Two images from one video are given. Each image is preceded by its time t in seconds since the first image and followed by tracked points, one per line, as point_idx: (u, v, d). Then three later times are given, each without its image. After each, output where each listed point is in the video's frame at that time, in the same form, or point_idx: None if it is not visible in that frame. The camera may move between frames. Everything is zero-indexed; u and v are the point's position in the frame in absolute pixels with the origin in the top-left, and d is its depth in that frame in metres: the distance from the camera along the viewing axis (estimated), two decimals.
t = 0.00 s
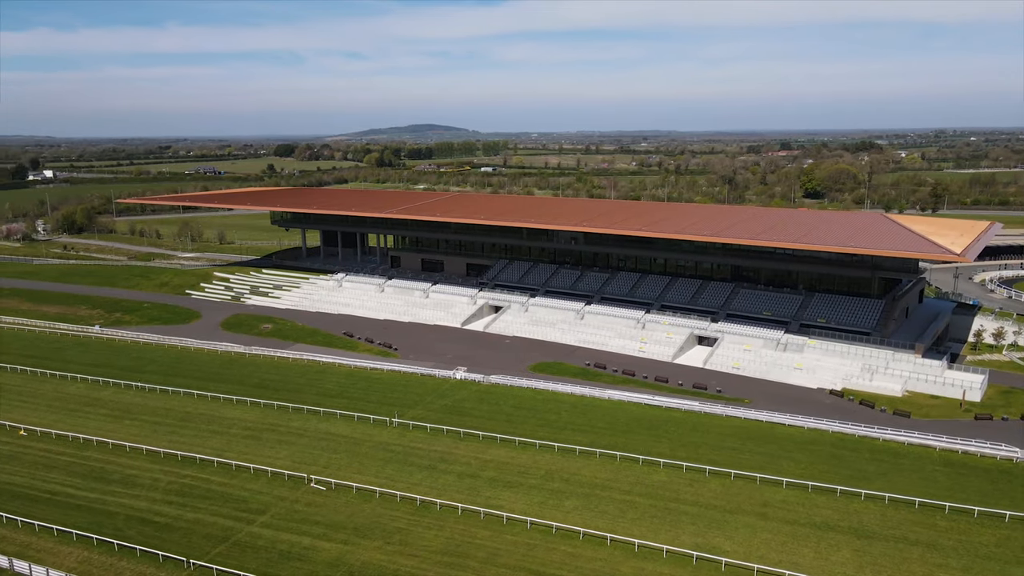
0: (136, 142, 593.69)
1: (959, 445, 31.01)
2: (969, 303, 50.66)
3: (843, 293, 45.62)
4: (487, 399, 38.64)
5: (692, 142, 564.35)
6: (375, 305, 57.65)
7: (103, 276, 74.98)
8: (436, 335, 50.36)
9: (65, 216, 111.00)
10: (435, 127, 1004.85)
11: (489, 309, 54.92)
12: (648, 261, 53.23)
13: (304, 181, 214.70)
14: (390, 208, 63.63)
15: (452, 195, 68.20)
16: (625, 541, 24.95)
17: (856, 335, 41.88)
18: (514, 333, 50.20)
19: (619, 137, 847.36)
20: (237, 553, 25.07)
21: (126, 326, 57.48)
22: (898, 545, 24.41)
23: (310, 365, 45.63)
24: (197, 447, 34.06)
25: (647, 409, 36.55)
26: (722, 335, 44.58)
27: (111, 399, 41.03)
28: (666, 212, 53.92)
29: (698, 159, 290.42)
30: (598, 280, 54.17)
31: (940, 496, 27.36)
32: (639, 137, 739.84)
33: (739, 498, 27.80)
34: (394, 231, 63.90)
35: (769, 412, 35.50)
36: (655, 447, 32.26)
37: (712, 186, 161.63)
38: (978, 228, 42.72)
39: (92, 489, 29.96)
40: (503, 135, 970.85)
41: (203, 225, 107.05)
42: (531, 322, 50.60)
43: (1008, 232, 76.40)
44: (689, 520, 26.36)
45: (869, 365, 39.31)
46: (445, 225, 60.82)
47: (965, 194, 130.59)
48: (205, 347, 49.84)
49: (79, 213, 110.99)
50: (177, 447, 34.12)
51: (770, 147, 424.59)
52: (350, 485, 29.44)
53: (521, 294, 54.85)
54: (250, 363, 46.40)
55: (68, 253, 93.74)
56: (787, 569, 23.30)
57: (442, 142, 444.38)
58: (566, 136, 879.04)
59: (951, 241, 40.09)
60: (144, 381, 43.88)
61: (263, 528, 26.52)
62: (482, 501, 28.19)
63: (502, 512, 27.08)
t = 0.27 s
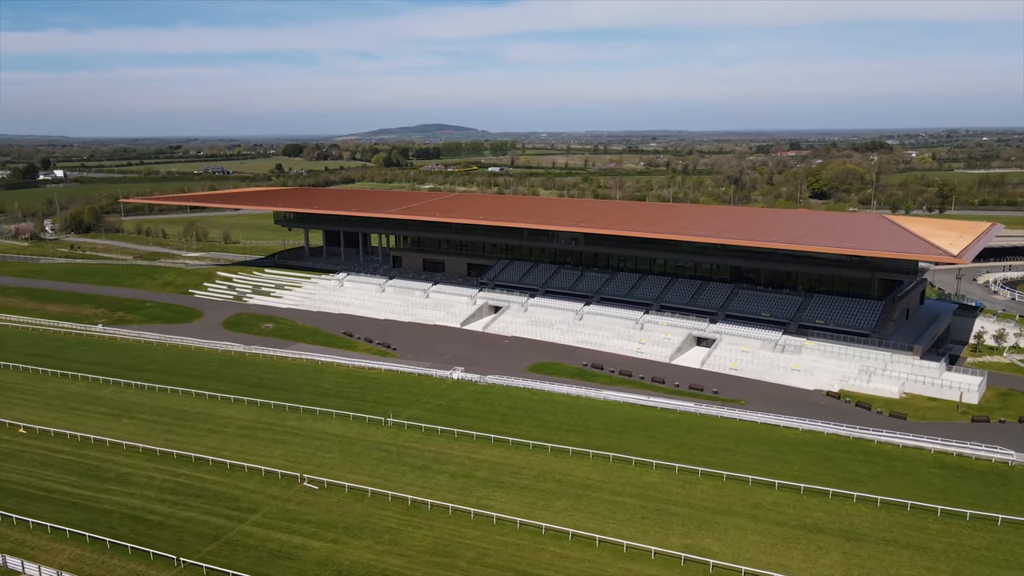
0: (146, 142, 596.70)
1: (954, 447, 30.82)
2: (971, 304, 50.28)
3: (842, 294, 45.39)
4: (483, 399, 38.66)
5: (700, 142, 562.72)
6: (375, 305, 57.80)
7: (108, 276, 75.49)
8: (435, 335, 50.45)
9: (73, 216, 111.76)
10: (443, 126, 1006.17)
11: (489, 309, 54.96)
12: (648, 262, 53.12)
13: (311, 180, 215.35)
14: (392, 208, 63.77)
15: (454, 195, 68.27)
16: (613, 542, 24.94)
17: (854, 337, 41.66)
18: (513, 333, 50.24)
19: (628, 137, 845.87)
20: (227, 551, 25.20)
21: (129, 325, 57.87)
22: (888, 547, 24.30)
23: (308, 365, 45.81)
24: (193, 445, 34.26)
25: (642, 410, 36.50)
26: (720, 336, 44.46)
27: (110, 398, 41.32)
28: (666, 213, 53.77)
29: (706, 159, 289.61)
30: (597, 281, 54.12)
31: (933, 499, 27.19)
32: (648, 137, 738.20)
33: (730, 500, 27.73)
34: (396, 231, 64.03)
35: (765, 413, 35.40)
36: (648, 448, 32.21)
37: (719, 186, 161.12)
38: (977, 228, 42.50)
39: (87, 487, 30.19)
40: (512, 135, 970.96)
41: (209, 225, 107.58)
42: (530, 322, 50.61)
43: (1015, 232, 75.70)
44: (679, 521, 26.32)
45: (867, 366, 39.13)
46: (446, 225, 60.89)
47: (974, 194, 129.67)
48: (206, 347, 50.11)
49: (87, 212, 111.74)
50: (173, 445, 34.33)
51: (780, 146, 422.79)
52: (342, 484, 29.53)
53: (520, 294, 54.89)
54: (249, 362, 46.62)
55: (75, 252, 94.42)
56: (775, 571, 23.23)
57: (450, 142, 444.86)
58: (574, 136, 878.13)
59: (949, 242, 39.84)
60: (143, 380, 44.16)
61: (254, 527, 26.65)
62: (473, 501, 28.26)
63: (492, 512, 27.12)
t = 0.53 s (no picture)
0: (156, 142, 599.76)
1: (948, 450, 30.64)
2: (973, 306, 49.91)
3: (841, 296, 45.16)
4: (479, 400, 38.70)
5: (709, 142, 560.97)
6: (376, 304, 57.96)
7: (113, 275, 76.01)
8: (434, 335, 50.55)
9: (81, 215, 112.50)
10: (452, 126, 1007.10)
11: (488, 309, 55.00)
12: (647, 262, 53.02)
13: (318, 180, 216.06)
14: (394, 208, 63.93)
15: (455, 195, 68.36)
16: (602, 543, 24.94)
17: (853, 338, 41.45)
18: (511, 333, 50.27)
19: (638, 136, 843.81)
20: (218, 550, 25.34)
21: (132, 324, 58.26)
22: (877, 550, 24.20)
23: (307, 364, 46.00)
24: (189, 444, 34.46)
25: (637, 411, 36.47)
26: (718, 337, 44.34)
27: (110, 396, 41.62)
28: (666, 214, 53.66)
29: (714, 159, 288.78)
30: (597, 281, 54.07)
31: (925, 502, 27.04)
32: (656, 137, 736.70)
33: (721, 501, 27.67)
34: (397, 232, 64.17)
35: (760, 415, 35.30)
36: (641, 449, 32.18)
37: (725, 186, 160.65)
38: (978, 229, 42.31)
39: (83, 485, 30.42)
40: (520, 135, 970.67)
41: (215, 225, 108.13)
42: (529, 322, 50.62)
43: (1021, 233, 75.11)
44: (669, 523, 26.28)
45: (865, 368, 38.94)
46: (447, 225, 60.99)
47: (982, 194, 128.70)
48: (206, 346, 50.39)
49: (94, 212, 112.47)
50: (169, 444, 34.55)
51: (789, 146, 420.90)
52: (334, 484, 29.63)
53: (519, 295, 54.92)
54: (248, 362, 46.85)
55: (81, 252, 95.11)
56: (762, 573, 23.16)
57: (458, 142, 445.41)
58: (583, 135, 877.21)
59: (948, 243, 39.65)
60: (143, 379, 44.45)
61: (245, 526, 26.78)
62: (463, 501, 28.31)
63: (483, 512, 27.15)
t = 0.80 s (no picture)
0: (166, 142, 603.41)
1: (943, 453, 30.47)
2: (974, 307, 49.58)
3: (840, 297, 44.97)
4: (474, 400, 38.77)
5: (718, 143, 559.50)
6: (376, 304, 58.15)
7: (118, 274, 76.56)
8: (432, 335, 50.65)
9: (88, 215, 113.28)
10: (460, 126, 1007.97)
11: (488, 309, 55.05)
12: (647, 263, 52.95)
13: (326, 180, 216.79)
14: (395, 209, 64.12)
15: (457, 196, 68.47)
16: (590, 544, 24.95)
17: (850, 340, 41.27)
18: (510, 334, 50.32)
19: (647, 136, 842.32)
20: (208, 548, 25.50)
21: (134, 323, 58.67)
22: (866, 553, 24.11)
23: (305, 364, 46.21)
24: (185, 443, 34.68)
25: (631, 412, 36.43)
26: (716, 338, 44.25)
27: (109, 395, 41.92)
28: (665, 214, 53.55)
29: (722, 159, 287.96)
30: (596, 282, 54.04)
31: (917, 505, 26.89)
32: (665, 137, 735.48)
33: (712, 503, 27.62)
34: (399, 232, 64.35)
35: (755, 416, 35.21)
36: (634, 450, 32.15)
37: (731, 187, 160.18)
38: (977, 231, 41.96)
39: (78, 483, 30.67)
40: (529, 135, 970.25)
41: (220, 225, 108.68)
42: (527, 323, 50.63)
43: None
44: (658, 525, 26.28)
45: (862, 370, 38.76)
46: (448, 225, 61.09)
47: (990, 195, 127.75)
48: (206, 345, 50.70)
49: (101, 212, 113.27)
50: (166, 443, 34.77)
51: (799, 146, 418.91)
52: (326, 483, 29.77)
53: (519, 295, 54.98)
54: (247, 361, 47.10)
55: (88, 251, 95.83)
56: None
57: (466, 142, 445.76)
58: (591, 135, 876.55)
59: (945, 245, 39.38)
60: (143, 378, 44.74)
61: (236, 525, 26.94)
62: (454, 501, 28.38)
63: (472, 513, 27.22)
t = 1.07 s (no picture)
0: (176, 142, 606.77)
1: (937, 456, 30.28)
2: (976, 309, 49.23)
3: (839, 299, 44.75)
4: (470, 401, 38.83)
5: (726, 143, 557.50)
6: (377, 305, 58.32)
7: (122, 274, 77.10)
8: (431, 335, 50.74)
9: (95, 215, 114.10)
10: (469, 126, 1008.72)
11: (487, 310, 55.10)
12: (646, 264, 52.84)
13: (333, 180, 217.50)
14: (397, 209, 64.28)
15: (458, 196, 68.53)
16: (578, 546, 24.95)
17: (848, 342, 41.07)
18: (508, 335, 50.34)
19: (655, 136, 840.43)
20: (199, 548, 25.65)
21: (137, 323, 59.08)
22: (855, 557, 24.02)
23: (304, 364, 46.40)
24: (181, 442, 34.90)
25: (626, 414, 36.38)
26: (714, 340, 44.13)
27: (108, 394, 42.25)
28: (665, 216, 53.39)
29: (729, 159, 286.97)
30: (596, 283, 53.98)
31: (908, 509, 26.75)
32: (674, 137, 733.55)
33: (702, 505, 27.57)
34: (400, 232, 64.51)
35: (749, 419, 35.10)
36: (627, 452, 32.11)
37: (737, 187, 159.59)
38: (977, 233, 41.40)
39: (74, 482, 30.92)
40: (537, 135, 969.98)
41: (226, 224, 109.23)
42: (526, 324, 50.64)
43: None
44: (647, 527, 26.26)
45: (859, 372, 38.57)
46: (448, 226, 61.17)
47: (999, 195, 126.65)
48: (207, 345, 50.99)
49: (108, 211, 114.10)
50: (162, 442, 35.00)
51: (809, 146, 416.87)
52: (318, 484, 29.90)
53: (518, 296, 55.01)
54: (246, 361, 47.34)
55: (94, 251, 96.55)
56: None
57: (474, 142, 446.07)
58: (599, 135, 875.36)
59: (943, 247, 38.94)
60: (143, 378, 45.06)
61: (228, 525, 27.09)
62: (444, 502, 28.44)
63: (462, 514, 27.27)
